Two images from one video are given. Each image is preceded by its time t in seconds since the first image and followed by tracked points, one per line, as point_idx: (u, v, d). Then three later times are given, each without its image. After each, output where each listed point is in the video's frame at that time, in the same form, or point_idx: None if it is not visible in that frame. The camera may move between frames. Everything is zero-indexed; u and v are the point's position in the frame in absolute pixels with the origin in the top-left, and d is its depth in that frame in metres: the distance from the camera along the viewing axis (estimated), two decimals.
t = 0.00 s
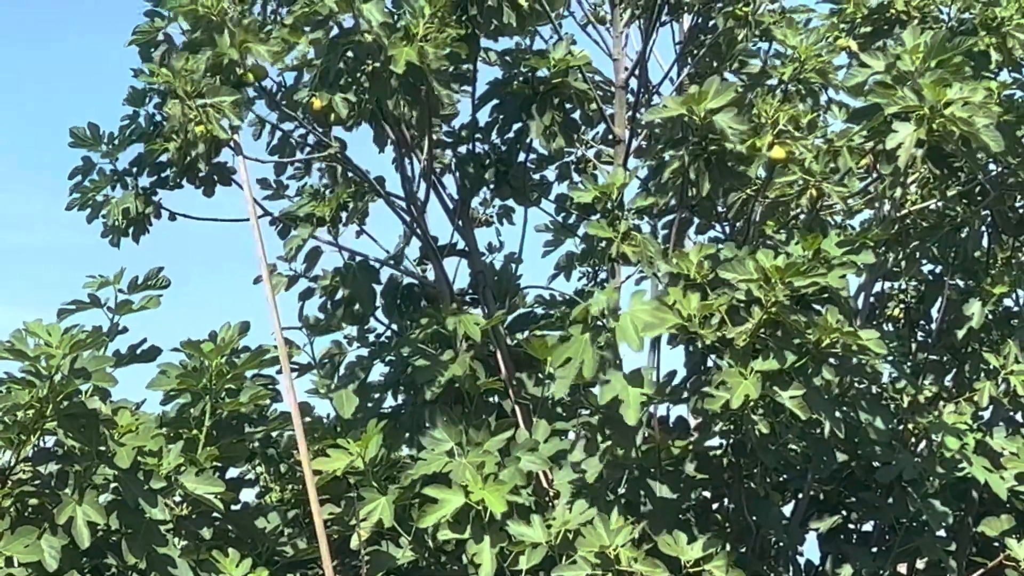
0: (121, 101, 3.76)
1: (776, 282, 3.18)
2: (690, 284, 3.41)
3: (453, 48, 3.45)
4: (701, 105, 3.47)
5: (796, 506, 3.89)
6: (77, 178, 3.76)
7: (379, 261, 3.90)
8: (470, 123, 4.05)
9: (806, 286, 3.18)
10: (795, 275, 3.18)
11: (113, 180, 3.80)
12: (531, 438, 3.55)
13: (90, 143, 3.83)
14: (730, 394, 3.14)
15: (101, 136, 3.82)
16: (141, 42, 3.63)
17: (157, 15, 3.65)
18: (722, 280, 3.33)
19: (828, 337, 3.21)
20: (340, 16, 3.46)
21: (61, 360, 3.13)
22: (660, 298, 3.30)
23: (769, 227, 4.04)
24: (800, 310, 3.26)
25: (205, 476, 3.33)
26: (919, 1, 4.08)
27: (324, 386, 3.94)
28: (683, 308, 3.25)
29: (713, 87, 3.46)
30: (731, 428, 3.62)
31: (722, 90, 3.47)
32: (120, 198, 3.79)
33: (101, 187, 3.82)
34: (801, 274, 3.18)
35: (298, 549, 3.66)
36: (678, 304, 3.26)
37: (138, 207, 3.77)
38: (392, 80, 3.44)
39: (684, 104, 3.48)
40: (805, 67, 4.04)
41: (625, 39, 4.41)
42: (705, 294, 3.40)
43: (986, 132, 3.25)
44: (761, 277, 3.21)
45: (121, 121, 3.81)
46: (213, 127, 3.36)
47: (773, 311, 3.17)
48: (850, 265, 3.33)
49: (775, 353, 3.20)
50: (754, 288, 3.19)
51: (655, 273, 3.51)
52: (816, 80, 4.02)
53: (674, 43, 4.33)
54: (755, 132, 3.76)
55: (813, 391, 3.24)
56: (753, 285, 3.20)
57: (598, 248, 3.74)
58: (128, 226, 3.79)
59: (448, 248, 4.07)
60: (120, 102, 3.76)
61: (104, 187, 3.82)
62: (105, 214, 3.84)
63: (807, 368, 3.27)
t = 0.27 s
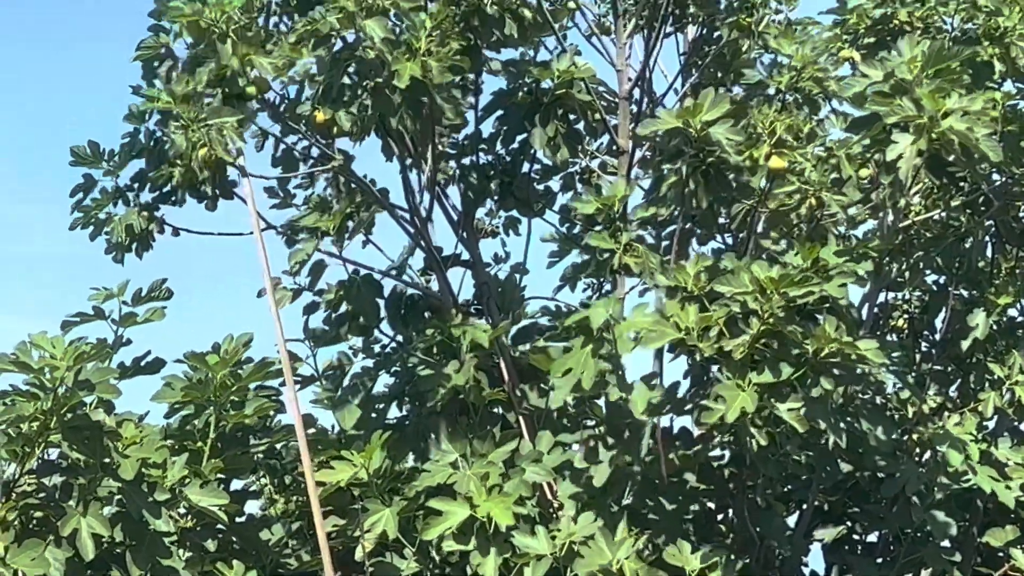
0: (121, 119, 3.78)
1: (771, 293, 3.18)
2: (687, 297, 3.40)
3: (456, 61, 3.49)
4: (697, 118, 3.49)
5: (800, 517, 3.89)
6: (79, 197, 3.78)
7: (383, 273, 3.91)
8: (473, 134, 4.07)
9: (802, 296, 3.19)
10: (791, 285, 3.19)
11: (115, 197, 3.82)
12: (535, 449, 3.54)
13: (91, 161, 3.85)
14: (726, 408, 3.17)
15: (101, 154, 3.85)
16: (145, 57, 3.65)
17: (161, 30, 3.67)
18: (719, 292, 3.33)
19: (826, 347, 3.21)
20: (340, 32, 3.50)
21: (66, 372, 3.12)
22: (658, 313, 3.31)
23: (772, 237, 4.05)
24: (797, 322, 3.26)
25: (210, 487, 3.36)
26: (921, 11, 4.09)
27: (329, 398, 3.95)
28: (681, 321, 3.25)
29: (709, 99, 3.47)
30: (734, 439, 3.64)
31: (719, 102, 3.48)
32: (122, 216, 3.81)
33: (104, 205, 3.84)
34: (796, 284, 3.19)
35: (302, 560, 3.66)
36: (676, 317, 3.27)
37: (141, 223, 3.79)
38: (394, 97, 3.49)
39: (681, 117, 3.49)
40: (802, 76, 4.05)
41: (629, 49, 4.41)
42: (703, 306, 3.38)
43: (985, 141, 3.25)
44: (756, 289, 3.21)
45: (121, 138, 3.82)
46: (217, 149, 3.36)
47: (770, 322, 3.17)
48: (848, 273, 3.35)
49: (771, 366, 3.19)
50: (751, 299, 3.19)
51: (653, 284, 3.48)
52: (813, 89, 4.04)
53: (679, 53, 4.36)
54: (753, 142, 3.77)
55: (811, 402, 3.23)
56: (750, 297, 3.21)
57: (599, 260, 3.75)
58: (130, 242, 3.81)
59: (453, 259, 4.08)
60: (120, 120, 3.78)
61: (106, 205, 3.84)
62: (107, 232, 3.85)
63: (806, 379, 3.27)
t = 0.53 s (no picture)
0: (126, 136, 3.80)
1: (769, 309, 3.18)
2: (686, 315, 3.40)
3: (466, 77, 3.53)
4: (700, 133, 3.50)
5: (808, 531, 3.88)
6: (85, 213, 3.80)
7: (389, 287, 3.93)
8: (480, 150, 4.08)
9: (799, 310, 3.19)
10: (788, 299, 3.19)
11: (121, 214, 3.84)
12: (542, 464, 3.57)
13: (96, 178, 3.87)
14: (727, 425, 3.16)
15: (107, 171, 3.87)
16: (152, 73, 3.67)
17: (168, 47, 3.70)
18: (718, 309, 3.33)
19: (826, 360, 3.21)
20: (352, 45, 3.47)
21: (74, 388, 3.15)
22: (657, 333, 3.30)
23: (777, 251, 4.06)
24: (796, 335, 3.26)
25: (218, 503, 3.37)
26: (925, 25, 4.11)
27: (336, 413, 3.96)
28: (681, 340, 3.25)
29: (712, 113, 3.48)
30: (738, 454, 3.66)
31: (723, 116, 3.48)
32: (129, 232, 3.83)
33: (110, 222, 3.85)
34: (793, 298, 3.19)
35: None
36: (675, 336, 3.26)
37: (147, 239, 3.81)
38: (403, 112, 3.51)
39: (683, 133, 3.51)
40: (803, 91, 4.10)
41: (635, 64, 4.43)
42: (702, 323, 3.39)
43: (987, 153, 3.26)
44: (754, 305, 3.20)
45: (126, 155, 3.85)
46: (234, 156, 3.44)
47: (769, 337, 3.18)
48: (856, 288, 3.37)
49: (770, 381, 3.18)
50: (749, 316, 3.19)
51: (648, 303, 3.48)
52: (814, 102, 4.08)
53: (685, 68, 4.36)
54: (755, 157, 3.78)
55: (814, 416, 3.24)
56: (747, 313, 3.20)
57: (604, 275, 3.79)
58: (136, 258, 3.83)
59: (459, 274, 4.10)
60: (126, 136, 3.80)
61: (112, 222, 3.86)
62: (113, 248, 3.87)
63: (807, 394, 3.27)
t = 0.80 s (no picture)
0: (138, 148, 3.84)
1: (775, 324, 3.19)
2: (694, 330, 3.40)
3: (479, 91, 3.55)
4: (707, 149, 3.50)
5: (817, 547, 3.87)
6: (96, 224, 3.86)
7: (398, 303, 3.95)
8: (488, 166, 4.10)
9: (805, 325, 3.18)
10: (793, 314, 3.18)
11: (132, 226, 3.90)
12: (550, 480, 3.57)
13: (107, 189, 3.93)
14: (732, 444, 3.16)
15: (118, 183, 3.93)
16: (163, 87, 3.70)
17: (179, 62, 3.73)
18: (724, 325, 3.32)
19: (831, 375, 3.22)
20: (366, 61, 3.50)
21: (83, 405, 3.16)
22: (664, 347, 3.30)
23: (784, 266, 4.07)
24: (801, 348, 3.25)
25: (227, 520, 3.37)
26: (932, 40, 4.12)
27: (344, 429, 3.97)
28: (687, 355, 3.25)
29: (719, 130, 3.49)
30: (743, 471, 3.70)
31: (729, 132, 3.50)
32: (139, 244, 3.88)
33: (121, 233, 3.91)
34: (799, 313, 3.18)
35: None
36: (681, 351, 3.26)
37: (157, 251, 3.85)
38: (416, 123, 3.51)
39: (689, 150, 3.51)
40: (810, 107, 4.09)
41: (642, 80, 4.45)
42: (709, 339, 3.38)
43: (991, 167, 3.27)
44: (760, 320, 3.21)
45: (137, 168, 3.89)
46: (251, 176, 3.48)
47: (776, 353, 3.17)
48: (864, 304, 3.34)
49: (776, 397, 3.18)
50: (755, 331, 3.19)
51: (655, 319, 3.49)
52: (821, 119, 4.06)
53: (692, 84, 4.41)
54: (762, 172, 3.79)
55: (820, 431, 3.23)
56: (753, 328, 3.21)
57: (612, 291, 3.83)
58: (146, 270, 3.88)
59: (468, 291, 4.12)
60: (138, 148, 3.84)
61: (123, 233, 3.92)
62: (122, 259, 3.92)
63: (813, 409, 3.26)
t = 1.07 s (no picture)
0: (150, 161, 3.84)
1: (791, 337, 3.19)
2: (708, 344, 3.40)
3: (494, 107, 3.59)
4: (718, 166, 3.50)
5: (827, 564, 3.85)
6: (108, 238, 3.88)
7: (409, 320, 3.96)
8: (497, 183, 4.11)
9: (821, 339, 3.20)
10: (809, 328, 3.20)
11: (142, 241, 3.91)
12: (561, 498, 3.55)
13: (121, 202, 3.94)
14: (751, 455, 3.13)
15: (130, 196, 3.93)
16: (175, 100, 3.71)
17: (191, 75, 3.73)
18: (738, 339, 3.33)
19: (846, 390, 3.21)
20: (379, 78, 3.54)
21: (92, 422, 3.19)
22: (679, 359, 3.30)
23: (794, 282, 4.06)
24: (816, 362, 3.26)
25: (237, 537, 3.38)
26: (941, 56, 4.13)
27: (354, 445, 3.97)
28: (703, 367, 3.25)
29: (731, 145, 3.50)
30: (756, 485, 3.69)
31: (740, 147, 3.51)
32: (150, 258, 3.89)
33: (131, 248, 3.93)
34: (815, 326, 3.20)
35: None
36: (696, 363, 3.26)
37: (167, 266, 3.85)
38: (431, 139, 3.55)
39: (701, 166, 3.50)
40: (821, 121, 4.06)
41: (649, 96, 4.46)
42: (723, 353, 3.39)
43: (1005, 186, 3.30)
44: (776, 334, 3.21)
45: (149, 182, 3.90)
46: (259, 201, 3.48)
47: (791, 366, 3.18)
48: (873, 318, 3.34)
49: (793, 411, 3.19)
50: (771, 345, 3.19)
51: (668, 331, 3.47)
52: (832, 134, 4.04)
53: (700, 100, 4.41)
54: (774, 189, 3.80)
55: (836, 447, 3.20)
56: (768, 341, 3.20)
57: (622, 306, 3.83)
58: (157, 286, 3.89)
59: (477, 308, 4.12)
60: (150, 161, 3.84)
61: (134, 248, 3.93)
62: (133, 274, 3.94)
63: (828, 424, 3.25)
